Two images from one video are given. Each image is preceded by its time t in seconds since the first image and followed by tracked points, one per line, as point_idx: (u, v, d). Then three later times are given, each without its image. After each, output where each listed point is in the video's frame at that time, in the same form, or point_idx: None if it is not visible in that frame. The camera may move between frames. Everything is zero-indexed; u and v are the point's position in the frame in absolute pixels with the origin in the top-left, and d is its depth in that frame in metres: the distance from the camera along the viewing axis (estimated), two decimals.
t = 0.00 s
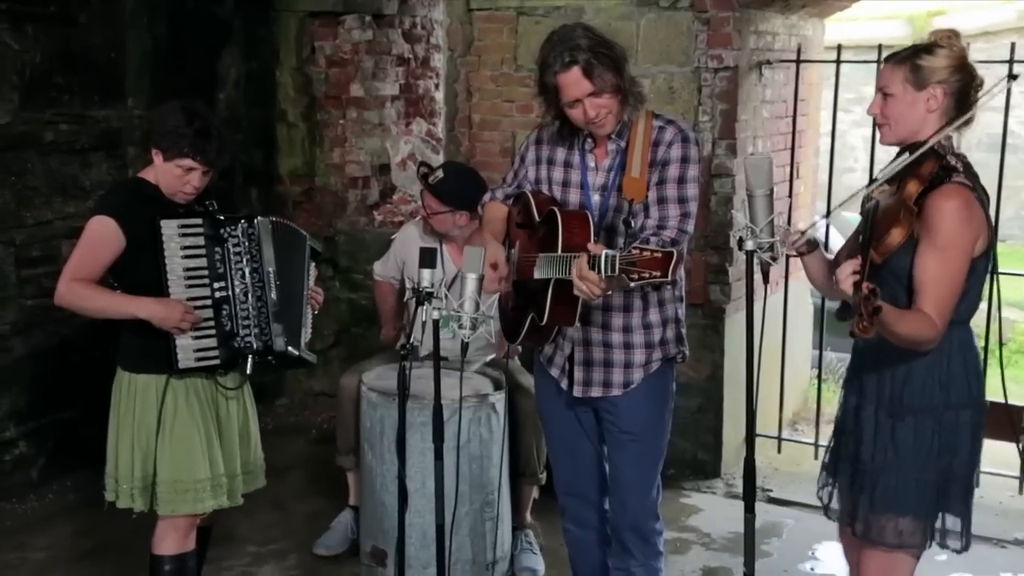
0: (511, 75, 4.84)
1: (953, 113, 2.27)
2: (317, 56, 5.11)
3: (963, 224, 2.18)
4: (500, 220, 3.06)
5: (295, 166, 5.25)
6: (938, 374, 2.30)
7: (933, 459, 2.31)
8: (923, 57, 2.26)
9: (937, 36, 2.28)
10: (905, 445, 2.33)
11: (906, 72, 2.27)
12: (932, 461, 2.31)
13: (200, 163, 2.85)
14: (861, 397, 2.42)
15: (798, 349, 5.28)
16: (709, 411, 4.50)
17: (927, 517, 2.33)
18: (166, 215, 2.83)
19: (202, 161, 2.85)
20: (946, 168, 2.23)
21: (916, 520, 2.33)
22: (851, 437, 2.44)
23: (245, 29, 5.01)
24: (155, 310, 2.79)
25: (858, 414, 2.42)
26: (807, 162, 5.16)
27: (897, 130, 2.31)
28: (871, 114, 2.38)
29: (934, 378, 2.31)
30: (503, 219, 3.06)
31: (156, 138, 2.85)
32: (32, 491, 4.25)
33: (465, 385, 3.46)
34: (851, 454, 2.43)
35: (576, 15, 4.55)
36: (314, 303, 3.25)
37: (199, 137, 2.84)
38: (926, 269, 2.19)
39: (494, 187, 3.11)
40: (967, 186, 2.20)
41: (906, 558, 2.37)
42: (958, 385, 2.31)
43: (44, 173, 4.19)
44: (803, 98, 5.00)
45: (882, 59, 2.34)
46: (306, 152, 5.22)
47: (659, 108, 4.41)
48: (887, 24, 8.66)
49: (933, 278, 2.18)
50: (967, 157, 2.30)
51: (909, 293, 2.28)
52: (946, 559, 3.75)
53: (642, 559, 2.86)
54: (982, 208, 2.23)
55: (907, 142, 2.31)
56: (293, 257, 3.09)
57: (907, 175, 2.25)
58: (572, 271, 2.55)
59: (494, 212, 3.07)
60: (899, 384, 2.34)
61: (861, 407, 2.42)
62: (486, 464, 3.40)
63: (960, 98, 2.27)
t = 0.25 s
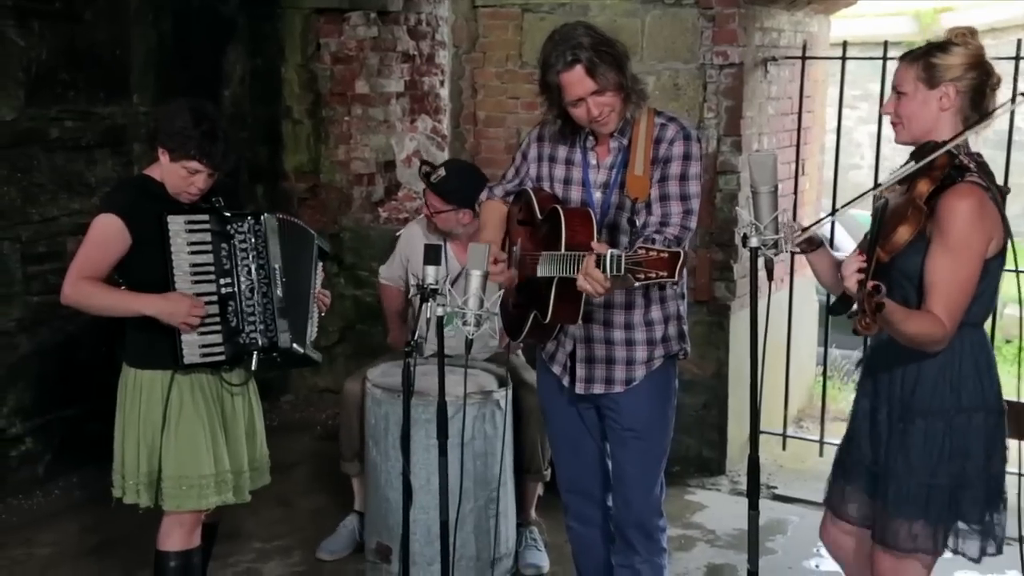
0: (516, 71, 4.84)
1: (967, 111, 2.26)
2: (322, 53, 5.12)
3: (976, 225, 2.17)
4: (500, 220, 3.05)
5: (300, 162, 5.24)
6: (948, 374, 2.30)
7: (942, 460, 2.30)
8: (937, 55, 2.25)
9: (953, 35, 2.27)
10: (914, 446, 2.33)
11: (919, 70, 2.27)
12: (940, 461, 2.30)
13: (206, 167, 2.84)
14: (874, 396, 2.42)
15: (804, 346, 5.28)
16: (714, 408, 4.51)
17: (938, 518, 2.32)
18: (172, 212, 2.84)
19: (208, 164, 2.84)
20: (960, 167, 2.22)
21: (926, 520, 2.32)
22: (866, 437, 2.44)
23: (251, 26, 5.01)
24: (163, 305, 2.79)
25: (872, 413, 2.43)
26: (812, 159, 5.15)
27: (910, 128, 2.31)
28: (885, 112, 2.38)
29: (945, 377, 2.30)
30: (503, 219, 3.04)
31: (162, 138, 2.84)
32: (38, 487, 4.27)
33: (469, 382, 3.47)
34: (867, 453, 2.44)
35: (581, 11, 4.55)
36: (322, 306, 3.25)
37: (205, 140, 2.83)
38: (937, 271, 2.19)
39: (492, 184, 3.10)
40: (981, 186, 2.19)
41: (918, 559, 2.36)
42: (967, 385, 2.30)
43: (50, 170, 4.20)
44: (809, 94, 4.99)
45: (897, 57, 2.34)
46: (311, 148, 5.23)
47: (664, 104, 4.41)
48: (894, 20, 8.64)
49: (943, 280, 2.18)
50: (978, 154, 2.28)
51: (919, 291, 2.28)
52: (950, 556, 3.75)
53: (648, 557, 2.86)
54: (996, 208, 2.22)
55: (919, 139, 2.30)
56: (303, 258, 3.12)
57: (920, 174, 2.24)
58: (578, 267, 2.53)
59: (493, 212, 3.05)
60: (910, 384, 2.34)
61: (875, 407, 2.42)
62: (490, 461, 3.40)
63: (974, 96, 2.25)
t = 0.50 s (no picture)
0: (521, 67, 4.86)
1: (971, 99, 2.25)
2: (328, 49, 5.13)
3: (981, 216, 2.17)
4: (504, 217, 3.08)
5: (306, 159, 5.25)
6: (949, 364, 2.30)
7: (943, 450, 2.30)
8: (940, 44, 2.24)
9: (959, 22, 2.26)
10: (915, 437, 2.32)
11: (921, 59, 2.27)
12: (942, 453, 2.30)
13: (215, 164, 2.85)
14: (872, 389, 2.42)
15: (809, 343, 5.27)
16: (719, 405, 4.51)
17: (938, 509, 2.31)
18: (175, 209, 2.84)
19: (217, 162, 2.85)
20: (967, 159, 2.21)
21: (926, 511, 2.32)
22: (862, 429, 2.44)
23: (256, 22, 5.02)
24: (162, 305, 2.78)
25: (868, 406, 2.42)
26: (818, 155, 5.15)
27: (914, 118, 2.31)
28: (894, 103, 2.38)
29: (944, 367, 2.31)
30: (507, 216, 3.07)
31: (172, 135, 2.83)
32: (44, 483, 4.28)
33: (474, 378, 3.47)
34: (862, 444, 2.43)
35: (586, 8, 4.54)
36: (329, 303, 3.26)
37: (215, 138, 2.83)
38: (942, 263, 2.19)
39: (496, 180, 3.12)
40: (987, 178, 2.19)
41: (918, 551, 2.36)
42: (969, 376, 2.30)
43: (56, 166, 4.21)
44: (814, 91, 4.98)
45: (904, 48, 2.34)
46: (317, 144, 5.23)
47: (669, 101, 4.41)
48: (900, 17, 8.62)
49: (948, 270, 2.18)
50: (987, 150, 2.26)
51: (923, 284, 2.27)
52: (956, 552, 3.75)
53: (650, 551, 2.86)
54: (1001, 200, 2.22)
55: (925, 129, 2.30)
56: (309, 255, 3.12)
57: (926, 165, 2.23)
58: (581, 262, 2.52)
59: (498, 209, 3.08)
60: (908, 373, 2.34)
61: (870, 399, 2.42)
62: (495, 457, 3.40)
63: (978, 85, 2.23)
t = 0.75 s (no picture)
0: (526, 64, 4.90)
1: (968, 101, 2.23)
2: (332, 45, 5.16)
3: (986, 220, 2.17)
4: (508, 214, 3.05)
5: (310, 155, 5.28)
6: (951, 365, 2.30)
7: (943, 450, 2.31)
8: (933, 48, 2.25)
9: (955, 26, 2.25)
10: (914, 436, 2.32)
11: (916, 64, 2.28)
12: (941, 452, 2.31)
13: (220, 162, 2.85)
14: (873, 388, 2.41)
15: (814, 339, 5.27)
16: (723, 402, 4.50)
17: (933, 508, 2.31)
18: (179, 206, 2.85)
19: (222, 160, 2.85)
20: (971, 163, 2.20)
21: (921, 510, 2.31)
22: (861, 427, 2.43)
23: (261, 18, 5.02)
24: (163, 303, 2.80)
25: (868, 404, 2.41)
26: (823, 151, 5.14)
27: (914, 124, 2.31)
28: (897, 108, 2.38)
29: (947, 368, 2.30)
30: (511, 212, 3.05)
31: (176, 132, 2.85)
32: (50, 479, 4.30)
33: (478, 374, 3.47)
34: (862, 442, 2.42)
35: (591, 4, 4.54)
36: (333, 301, 3.25)
37: (220, 136, 2.83)
38: (947, 267, 2.18)
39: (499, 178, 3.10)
40: (992, 182, 2.18)
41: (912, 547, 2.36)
42: (970, 376, 2.30)
43: (62, 162, 4.21)
44: (820, 87, 4.97)
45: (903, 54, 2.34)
46: (322, 141, 5.26)
47: (674, 97, 4.40)
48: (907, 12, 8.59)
49: (953, 275, 2.18)
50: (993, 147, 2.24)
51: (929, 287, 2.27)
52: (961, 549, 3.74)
53: (652, 549, 2.86)
54: (1005, 203, 2.21)
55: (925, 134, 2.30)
56: (314, 251, 3.10)
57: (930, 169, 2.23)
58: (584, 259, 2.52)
59: (502, 205, 3.06)
60: (911, 373, 2.33)
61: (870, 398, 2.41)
62: (499, 454, 3.41)
63: (974, 86, 2.22)
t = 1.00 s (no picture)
0: (531, 60, 4.90)
1: (975, 94, 2.23)
2: (338, 42, 5.15)
3: (999, 213, 2.16)
4: (509, 210, 3.04)
5: (316, 151, 5.28)
6: (963, 362, 2.29)
7: (958, 448, 2.30)
8: (939, 42, 2.25)
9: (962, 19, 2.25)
10: (927, 434, 2.32)
11: (922, 58, 2.28)
12: (957, 450, 2.30)
13: (223, 159, 2.85)
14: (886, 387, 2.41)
15: (820, 336, 5.26)
16: (729, 398, 4.50)
17: (954, 506, 2.31)
18: (184, 203, 2.86)
19: (226, 157, 2.85)
20: (981, 155, 2.20)
21: (942, 508, 2.31)
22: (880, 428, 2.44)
23: (266, 14, 5.02)
24: (168, 299, 2.80)
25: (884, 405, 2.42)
26: (829, 148, 5.13)
27: (921, 117, 2.31)
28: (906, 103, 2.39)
29: (961, 367, 2.29)
30: (512, 208, 3.04)
31: (180, 129, 2.85)
32: (56, 474, 4.31)
33: (483, 371, 3.48)
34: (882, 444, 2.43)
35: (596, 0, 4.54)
36: (337, 298, 3.25)
37: (224, 133, 2.83)
38: (960, 260, 2.17)
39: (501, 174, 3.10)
40: (1003, 175, 2.18)
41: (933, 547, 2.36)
42: (984, 373, 2.30)
43: (68, 159, 4.22)
44: (826, 83, 4.96)
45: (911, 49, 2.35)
46: (327, 137, 5.27)
47: (679, 93, 4.40)
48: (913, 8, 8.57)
49: (965, 267, 2.17)
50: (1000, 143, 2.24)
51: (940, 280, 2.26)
52: (966, 547, 3.74)
53: (659, 546, 2.86)
54: (1016, 197, 2.21)
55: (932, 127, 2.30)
56: (318, 248, 3.07)
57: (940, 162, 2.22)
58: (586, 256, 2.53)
59: (503, 201, 3.05)
60: (924, 371, 2.33)
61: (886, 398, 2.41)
62: (503, 450, 3.41)
63: (981, 78, 2.21)
